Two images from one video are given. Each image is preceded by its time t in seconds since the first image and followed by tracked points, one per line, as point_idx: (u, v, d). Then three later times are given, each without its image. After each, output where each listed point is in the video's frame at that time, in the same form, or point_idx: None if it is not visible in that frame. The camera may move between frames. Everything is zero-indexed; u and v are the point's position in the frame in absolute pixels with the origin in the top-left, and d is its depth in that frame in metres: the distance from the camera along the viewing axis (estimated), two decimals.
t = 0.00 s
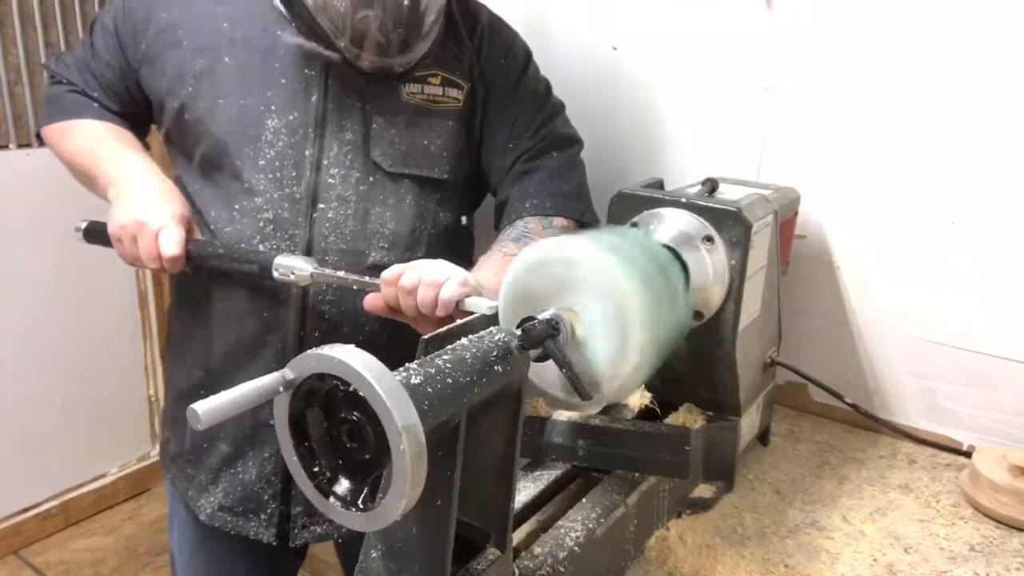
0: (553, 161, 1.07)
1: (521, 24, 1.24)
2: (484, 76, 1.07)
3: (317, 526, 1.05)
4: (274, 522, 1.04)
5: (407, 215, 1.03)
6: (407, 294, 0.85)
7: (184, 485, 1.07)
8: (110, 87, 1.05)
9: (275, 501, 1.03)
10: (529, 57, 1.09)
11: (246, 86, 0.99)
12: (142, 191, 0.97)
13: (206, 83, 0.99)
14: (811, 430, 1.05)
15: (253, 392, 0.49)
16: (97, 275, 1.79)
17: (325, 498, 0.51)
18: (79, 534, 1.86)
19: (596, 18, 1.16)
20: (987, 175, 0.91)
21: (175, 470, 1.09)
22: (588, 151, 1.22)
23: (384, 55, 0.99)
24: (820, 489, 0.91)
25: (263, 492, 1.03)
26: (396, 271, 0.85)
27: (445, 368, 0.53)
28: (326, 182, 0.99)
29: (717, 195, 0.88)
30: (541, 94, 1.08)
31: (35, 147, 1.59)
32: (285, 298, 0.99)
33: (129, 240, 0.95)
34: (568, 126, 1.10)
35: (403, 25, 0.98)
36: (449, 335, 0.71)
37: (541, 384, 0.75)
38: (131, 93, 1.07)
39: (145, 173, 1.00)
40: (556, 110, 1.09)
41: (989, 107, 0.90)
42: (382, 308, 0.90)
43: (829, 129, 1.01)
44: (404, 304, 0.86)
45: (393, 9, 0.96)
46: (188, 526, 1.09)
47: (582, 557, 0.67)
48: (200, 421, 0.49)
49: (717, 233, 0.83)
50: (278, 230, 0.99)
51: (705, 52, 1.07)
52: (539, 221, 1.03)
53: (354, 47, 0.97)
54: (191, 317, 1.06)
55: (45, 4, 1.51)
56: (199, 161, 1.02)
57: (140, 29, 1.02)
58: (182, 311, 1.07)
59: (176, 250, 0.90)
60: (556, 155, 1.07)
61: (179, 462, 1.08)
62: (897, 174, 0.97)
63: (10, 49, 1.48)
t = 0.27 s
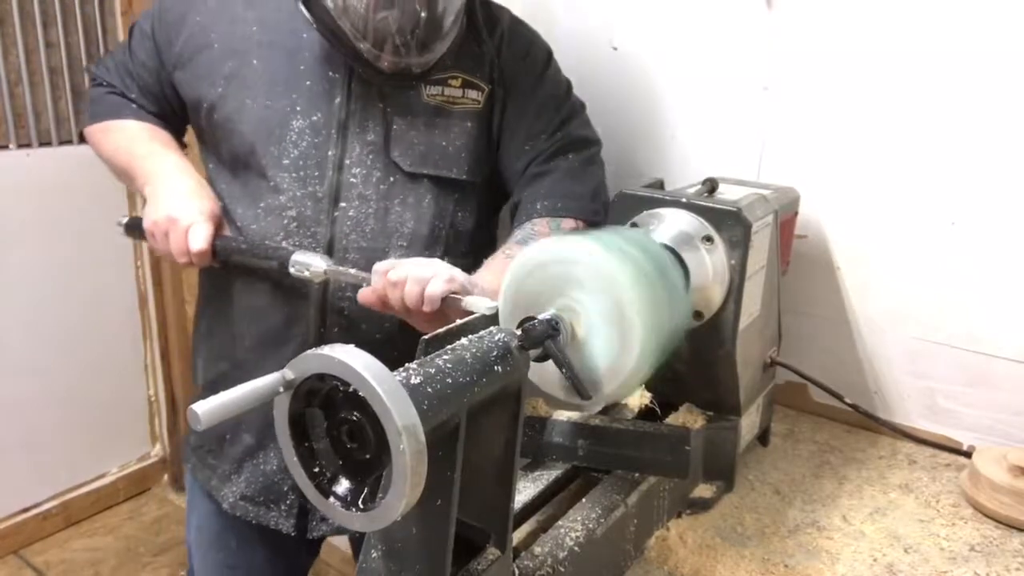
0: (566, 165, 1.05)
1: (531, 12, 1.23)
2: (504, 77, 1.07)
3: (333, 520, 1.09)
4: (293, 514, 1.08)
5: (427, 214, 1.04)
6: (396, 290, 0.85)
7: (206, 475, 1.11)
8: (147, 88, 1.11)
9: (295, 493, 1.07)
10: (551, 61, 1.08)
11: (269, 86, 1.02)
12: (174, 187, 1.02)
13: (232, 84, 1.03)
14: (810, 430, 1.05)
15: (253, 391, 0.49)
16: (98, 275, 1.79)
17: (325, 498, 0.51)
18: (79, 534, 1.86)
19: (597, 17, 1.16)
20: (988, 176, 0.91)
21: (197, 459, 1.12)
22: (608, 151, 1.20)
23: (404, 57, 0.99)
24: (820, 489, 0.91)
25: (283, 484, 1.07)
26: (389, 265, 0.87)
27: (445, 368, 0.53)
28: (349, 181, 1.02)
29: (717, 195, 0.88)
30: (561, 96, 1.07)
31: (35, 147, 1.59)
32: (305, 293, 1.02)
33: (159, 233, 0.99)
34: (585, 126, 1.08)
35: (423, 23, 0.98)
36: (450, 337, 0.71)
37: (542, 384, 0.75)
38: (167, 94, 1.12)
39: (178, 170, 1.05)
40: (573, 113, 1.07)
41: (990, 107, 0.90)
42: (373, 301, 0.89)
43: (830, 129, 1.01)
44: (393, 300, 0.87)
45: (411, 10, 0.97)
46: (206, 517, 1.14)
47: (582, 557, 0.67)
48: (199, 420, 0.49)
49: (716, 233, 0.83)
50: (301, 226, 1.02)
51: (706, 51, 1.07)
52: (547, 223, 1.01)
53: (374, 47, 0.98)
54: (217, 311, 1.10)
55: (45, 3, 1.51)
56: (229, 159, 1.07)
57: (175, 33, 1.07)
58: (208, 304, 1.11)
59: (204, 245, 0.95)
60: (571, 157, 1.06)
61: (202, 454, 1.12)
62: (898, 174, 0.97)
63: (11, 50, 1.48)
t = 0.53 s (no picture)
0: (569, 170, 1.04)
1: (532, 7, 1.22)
2: (516, 76, 1.06)
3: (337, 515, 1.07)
4: (297, 507, 1.07)
5: (436, 212, 1.04)
6: (397, 289, 0.86)
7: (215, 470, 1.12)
8: (169, 88, 1.11)
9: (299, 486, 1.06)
10: (564, 63, 1.07)
11: (285, 84, 1.03)
12: (191, 182, 1.02)
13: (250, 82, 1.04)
14: (810, 430, 1.05)
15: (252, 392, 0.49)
16: (99, 276, 1.79)
17: (325, 498, 0.51)
18: (79, 534, 1.86)
19: (597, 17, 1.16)
20: (987, 176, 0.91)
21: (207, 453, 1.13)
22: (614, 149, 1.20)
23: (416, 57, 0.98)
24: (820, 489, 0.91)
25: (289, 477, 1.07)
26: (391, 264, 0.87)
27: (445, 368, 0.53)
28: (360, 178, 1.03)
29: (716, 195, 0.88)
30: (573, 97, 1.06)
31: (35, 147, 1.59)
32: (314, 289, 1.02)
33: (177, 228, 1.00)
34: (595, 131, 1.07)
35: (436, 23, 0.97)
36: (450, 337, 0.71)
37: (542, 385, 0.74)
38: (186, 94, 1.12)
39: (195, 165, 1.05)
40: (582, 116, 1.07)
41: (990, 108, 0.90)
42: (376, 298, 0.89)
43: (830, 130, 1.01)
44: (394, 299, 0.87)
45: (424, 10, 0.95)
46: (213, 510, 1.14)
47: (582, 557, 0.67)
48: (199, 421, 0.49)
49: (716, 233, 0.83)
50: (312, 221, 1.03)
51: (706, 51, 1.07)
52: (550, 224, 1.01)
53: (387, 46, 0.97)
54: (229, 307, 1.11)
55: (45, 3, 1.51)
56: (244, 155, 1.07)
57: (195, 33, 1.07)
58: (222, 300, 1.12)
59: (218, 238, 0.95)
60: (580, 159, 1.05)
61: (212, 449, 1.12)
62: (898, 175, 0.97)
63: (10, 50, 1.48)
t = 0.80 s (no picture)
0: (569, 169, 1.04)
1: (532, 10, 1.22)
2: (512, 76, 1.06)
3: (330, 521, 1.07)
4: (290, 512, 1.07)
5: (431, 214, 1.04)
6: (397, 289, 0.86)
7: (210, 473, 1.12)
8: (164, 87, 1.11)
9: (292, 491, 1.06)
10: (562, 63, 1.07)
11: (281, 84, 1.03)
12: (185, 185, 1.02)
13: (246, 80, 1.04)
14: (811, 430, 1.05)
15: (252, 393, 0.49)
16: (99, 276, 1.79)
17: (326, 498, 0.51)
18: (79, 534, 1.87)
19: (597, 17, 1.16)
20: (988, 176, 0.91)
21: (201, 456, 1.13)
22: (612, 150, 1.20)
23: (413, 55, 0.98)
24: (820, 489, 0.91)
25: (281, 481, 1.07)
26: (390, 265, 0.86)
27: (445, 368, 0.53)
28: (354, 179, 1.03)
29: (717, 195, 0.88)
30: (571, 96, 1.07)
31: (35, 147, 1.59)
32: (308, 291, 1.02)
33: (170, 232, 1.00)
34: (594, 131, 1.07)
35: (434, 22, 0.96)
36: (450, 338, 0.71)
37: (542, 384, 0.74)
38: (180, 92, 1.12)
39: (189, 168, 1.05)
40: (583, 113, 1.07)
41: (991, 108, 0.90)
42: (375, 300, 0.89)
43: (830, 129, 1.01)
44: (394, 299, 0.86)
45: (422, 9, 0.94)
46: (205, 513, 1.14)
47: (583, 557, 0.67)
48: (199, 422, 0.49)
49: (717, 233, 0.83)
50: (305, 223, 1.03)
51: (707, 51, 1.07)
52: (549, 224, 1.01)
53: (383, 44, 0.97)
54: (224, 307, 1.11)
55: (45, 4, 1.51)
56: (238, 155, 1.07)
57: (190, 32, 1.08)
58: (216, 302, 1.12)
59: (212, 242, 0.95)
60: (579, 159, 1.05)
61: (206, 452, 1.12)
62: (898, 175, 0.97)
63: (11, 49, 1.48)
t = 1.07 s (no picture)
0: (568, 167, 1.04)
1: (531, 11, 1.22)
2: (506, 77, 1.06)
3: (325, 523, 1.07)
4: (284, 515, 1.07)
5: (425, 215, 1.04)
6: (396, 289, 0.85)
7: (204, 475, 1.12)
8: (154, 86, 1.11)
9: (287, 493, 1.06)
10: (555, 62, 1.08)
11: (274, 84, 1.03)
12: (176, 186, 1.02)
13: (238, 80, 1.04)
14: (811, 430, 1.05)
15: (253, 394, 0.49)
16: (99, 275, 1.79)
17: (327, 498, 0.51)
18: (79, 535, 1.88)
19: (596, 17, 1.16)
20: (989, 176, 0.91)
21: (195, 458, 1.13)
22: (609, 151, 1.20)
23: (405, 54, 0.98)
24: (820, 489, 0.91)
25: (275, 484, 1.07)
26: (389, 265, 0.86)
27: (446, 368, 0.53)
28: (348, 180, 1.03)
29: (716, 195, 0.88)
30: (566, 95, 1.07)
31: (35, 146, 1.59)
32: (302, 293, 1.02)
33: (161, 234, 1.00)
34: (589, 130, 1.08)
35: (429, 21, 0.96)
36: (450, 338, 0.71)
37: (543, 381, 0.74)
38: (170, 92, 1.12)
39: (179, 169, 1.05)
40: (579, 112, 1.08)
41: (992, 108, 0.90)
42: (375, 300, 0.89)
43: (831, 129, 1.00)
44: (393, 300, 0.86)
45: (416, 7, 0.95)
46: (199, 516, 1.14)
47: (583, 557, 0.67)
48: (199, 421, 0.49)
49: (717, 233, 0.83)
50: (297, 224, 1.03)
51: (708, 51, 1.07)
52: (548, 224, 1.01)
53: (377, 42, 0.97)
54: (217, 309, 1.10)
55: (45, 3, 1.51)
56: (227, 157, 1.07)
57: (180, 31, 1.07)
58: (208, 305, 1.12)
59: (205, 245, 0.95)
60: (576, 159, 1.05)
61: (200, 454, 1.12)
62: (899, 174, 0.97)
63: (11, 47, 1.48)
